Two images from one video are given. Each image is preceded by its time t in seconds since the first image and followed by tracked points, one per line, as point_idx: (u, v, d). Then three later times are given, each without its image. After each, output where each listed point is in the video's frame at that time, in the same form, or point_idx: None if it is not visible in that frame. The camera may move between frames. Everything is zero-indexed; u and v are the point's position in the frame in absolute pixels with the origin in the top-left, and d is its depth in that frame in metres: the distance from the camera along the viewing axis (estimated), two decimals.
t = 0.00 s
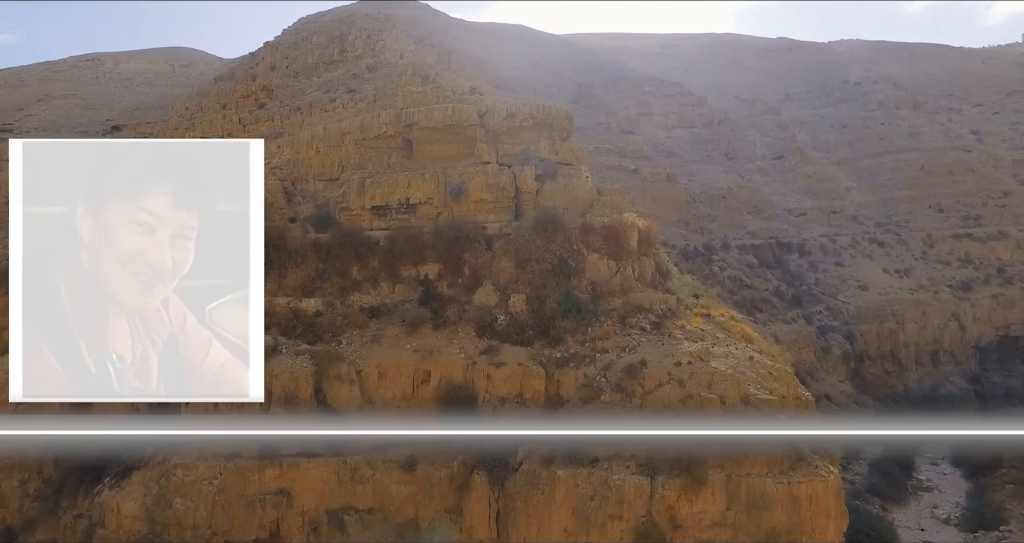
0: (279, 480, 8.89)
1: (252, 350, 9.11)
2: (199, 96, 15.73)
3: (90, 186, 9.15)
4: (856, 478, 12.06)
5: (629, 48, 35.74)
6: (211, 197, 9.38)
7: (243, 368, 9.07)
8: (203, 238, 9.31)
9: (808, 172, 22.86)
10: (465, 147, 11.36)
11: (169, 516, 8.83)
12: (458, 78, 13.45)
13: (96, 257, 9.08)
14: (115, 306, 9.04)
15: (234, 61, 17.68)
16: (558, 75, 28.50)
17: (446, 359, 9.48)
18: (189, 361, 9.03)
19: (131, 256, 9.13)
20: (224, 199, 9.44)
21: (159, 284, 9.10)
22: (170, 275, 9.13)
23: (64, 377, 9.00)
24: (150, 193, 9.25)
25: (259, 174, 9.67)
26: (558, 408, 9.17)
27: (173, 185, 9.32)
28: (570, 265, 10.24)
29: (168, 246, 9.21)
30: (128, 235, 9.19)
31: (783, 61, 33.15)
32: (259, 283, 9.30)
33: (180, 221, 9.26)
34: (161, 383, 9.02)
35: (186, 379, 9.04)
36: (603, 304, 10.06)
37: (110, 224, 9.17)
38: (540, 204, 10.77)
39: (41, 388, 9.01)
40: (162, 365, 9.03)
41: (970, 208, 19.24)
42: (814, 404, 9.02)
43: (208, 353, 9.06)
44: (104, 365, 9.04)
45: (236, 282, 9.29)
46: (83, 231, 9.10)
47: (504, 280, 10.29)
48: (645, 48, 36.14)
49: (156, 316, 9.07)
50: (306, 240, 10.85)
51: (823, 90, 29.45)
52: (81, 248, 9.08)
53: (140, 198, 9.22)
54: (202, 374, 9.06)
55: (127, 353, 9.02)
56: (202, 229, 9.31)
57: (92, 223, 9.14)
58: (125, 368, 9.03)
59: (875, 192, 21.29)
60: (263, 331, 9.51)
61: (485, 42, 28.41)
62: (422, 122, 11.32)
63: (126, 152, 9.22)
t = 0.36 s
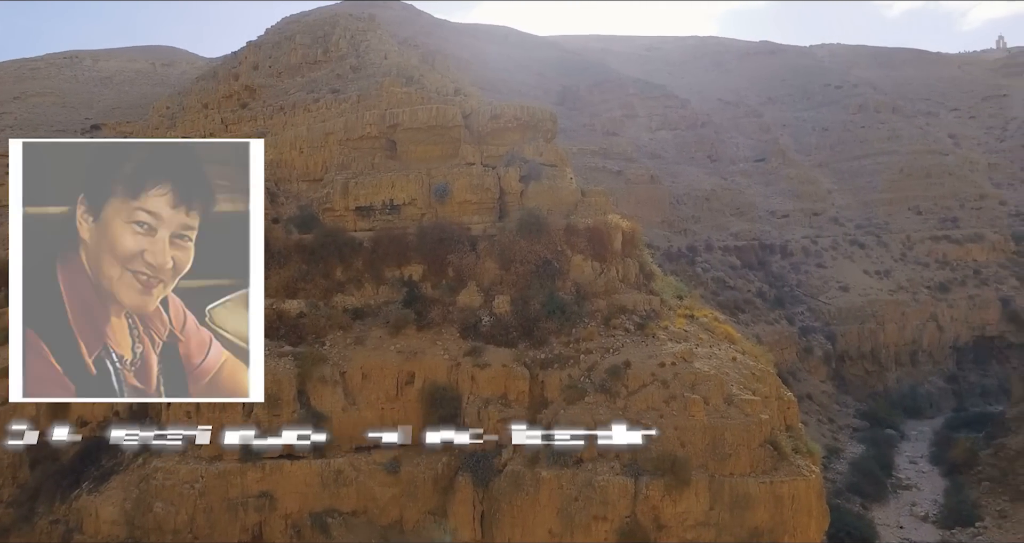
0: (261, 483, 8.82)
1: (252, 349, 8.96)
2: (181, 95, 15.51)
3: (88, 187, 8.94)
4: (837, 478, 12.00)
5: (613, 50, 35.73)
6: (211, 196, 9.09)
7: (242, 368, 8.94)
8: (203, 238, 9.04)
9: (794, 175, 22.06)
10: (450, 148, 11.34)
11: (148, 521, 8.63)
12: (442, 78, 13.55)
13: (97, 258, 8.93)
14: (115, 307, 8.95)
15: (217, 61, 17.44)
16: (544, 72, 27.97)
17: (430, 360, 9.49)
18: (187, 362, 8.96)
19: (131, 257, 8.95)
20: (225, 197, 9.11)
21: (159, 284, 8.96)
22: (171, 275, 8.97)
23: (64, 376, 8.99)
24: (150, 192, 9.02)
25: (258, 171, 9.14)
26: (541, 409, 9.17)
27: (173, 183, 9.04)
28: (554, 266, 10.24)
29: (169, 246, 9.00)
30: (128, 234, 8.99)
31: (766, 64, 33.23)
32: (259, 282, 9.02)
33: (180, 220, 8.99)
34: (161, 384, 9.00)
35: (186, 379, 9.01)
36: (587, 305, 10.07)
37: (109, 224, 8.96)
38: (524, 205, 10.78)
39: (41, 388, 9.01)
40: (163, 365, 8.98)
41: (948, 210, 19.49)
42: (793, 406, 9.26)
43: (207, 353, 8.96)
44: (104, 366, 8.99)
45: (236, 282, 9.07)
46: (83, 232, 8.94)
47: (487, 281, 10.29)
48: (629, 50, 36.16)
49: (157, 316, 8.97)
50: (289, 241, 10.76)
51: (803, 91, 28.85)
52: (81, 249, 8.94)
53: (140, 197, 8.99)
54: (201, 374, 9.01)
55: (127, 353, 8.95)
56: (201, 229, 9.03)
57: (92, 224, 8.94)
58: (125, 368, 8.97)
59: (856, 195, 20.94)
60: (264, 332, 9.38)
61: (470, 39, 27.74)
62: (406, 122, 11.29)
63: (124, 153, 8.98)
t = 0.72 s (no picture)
0: (243, 486, 8.88)
1: (252, 350, 8.90)
2: (161, 93, 15.25)
3: (90, 186, 8.91)
4: (817, 476, 11.06)
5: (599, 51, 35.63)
6: (211, 196, 8.92)
7: (242, 368, 8.96)
8: (204, 238, 8.87)
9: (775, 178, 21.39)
10: (433, 148, 11.32)
11: (128, 526, 8.69)
12: (426, 79, 13.55)
13: (97, 258, 8.80)
14: (115, 307, 8.79)
15: (200, 60, 17.21)
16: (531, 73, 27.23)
17: (413, 361, 9.48)
18: (187, 363, 8.93)
19: (131, 257, 8.76)
20: (225, 196, 8.93)
21: (159, 285, 8.77)
22: (170, 276, 8.77)
23: (65, 376, 8.97)
24: (151, 192, 8.88)
25: (258, 170, 8.97)
26: (525, 410, 9.18)
27: (173, 183, 8.90)
28: (538, 267, 10.25)
29: (169, 246, 8.80)
30: (129, 234, 8.81)
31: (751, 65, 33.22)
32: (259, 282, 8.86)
33: (180, 220, 8.79)
34: (162, 384, 9.00)
35: (186, 379, 8.99)
36: (571, 306, 10.08)
37: (109, 224, 8.82)
38: (508, 206, 10.78)
39: (41, 388, 9.04)
40: (163, 365, 8.96)
41: (926, 213, 19.12)
42: (775, 407, 9.33)
43: (207, 354, 8.94)
44: (104, 366, 8.96)
45: (236, 281, 8.93)
46: (84, 232, 8.85)
47: (471, 283, 10.27)
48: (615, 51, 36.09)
49: (157, 316, 8.85)
50: (271, 241, 10.62)
51: (785, 95, 28.23)
52: (81, 249, 8.85)
53: (141, 196, 8.85)
54: (201, 374, 8.99)
55: (127, 353, 8.91)
56: (202, 228, 8.84)
57: (92, 224, 8.83)
58: (125, 368, 8.95)
59: (837, 197, 20.53)
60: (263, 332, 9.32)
61: (456, 38, 27.52)
62: (391, 123, 11.28)
63: (128, 152, 8.96)
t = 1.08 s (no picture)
0: (220, 490, 8.80)
1: (252, 350, 8.82)
2: (136, 92, 14.99)
3: (90, 186, 8.80)
4: (793, 475, 11.10)
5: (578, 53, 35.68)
6: (211, 196, 8.79)
7: (242, 368, 8.88)
8: (204, 238, 8.75)
9: (753, 180, 21.67)
10: (413, 149, 11.29)
11: (100, 532, 8.56)
12: (406, 79, 13.51)
13: (97, 258, 8.69)
14: (115, 307, 8.69)
15: (175, 58, 16.93)
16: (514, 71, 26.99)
17: (393, 363, 9.44)
18: (187, 363, 8.82)
19: (131, 257, 8.65)
20: (224, 196, 8.79)
21: (160, 285, 8.66)
22: (171, 276, 8.66)
23: (65, 376, 8.86)
24: (151, 192, 8.75)
25: (258, 170, 8.82)
26: (505, 411, 9.17)
27: (173, 183, 8.77)
28: (518, 269, 10.26)
29: (169, 246, 8.69)
30: (129, 234, 8.70)
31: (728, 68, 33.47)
32: (258, 283, 8.76)
33: (180, 220, 8.66)
34: (162, 384, 8.88)
35: (187, 379, 8.87)
36: (551, 308, 10.11)
37: (109, 224, 8.71)
38: (488, 207, 10.78)
39: (41, 388, 8.93)
40: (163, 365, 8.84)
41: (899, 215, 19.39)
42: (753, 407, 9.44)
43: (207, 353, 8.84)
44: (104, 366, 8.85)
45: (235, 282, 8.82)
46: (84, 232, 8.74)
47: (451, 284, 10.25)
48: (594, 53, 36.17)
49: (157, 316, 8.73)
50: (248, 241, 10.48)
51: (763, 97, 28.34)
52: (81, 249, 8.74)
53: (141, 196, 8.72)
54: (201, 374, 8.87)
55: (127, 353, 8.80)
56: (202, 229, 8.72)
57: (92, 224, 8.72)
58: (125, 368, 8.84)
59: (813, 199, 20.76)
60: (263, 332, 9.21)
61: (437, 39, 27.40)
62: (371, 123, 11.24)
63: (128, 152, 8.82)
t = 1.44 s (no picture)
0: (192, 495, 8.69)
1: (252, 350, 8.88)
2: (106, 89, 14.69)
3: (90, 186, 8.83)
4: (766, 474, 11.29)
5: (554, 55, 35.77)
6: (211, 196, 8.86)
7: (242, 367, 8.90)
8: (204, 238, 8.83)
9: (727, 182, 21.90)
10: (389, 150, 11.24)
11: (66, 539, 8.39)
12: (382, 79, 13.45)
13: (97, 258, 8.73)
14: (115, 307, 8.73)
15: (147, 55, 16.63)
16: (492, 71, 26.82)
17: (368, 365, 9.39)
18: (187, 362, 8.84)
19: (131, 257, 8.70)
20: (224, 196, 8.87)
21: (160, 285, 8.72)
22: (171, 276, 8.72)
23: (65, 376, 8.85)
24: (151, 192, 8.81)
25: (258, 171, 8.90)
26: (481, 413, 9.15)
27: (173, 183, 8.83)
28: (494, 270, 10.26)
29: (169, 245, 8.75)
30: (128, 234, 8.75)
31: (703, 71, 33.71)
32: (258, 282, 8.86)
33: (180, 220, 8.73)
34: (162, 384, 8.88)
35: (187, 379, 8.88)
36: (527, 309, 10.11)
37: (109, 224, 8.75)
38: (465, 209, 10.76)
39: (41, 389, 8.90)
40: (163, 365, 8.85)
41: (870, 218, 19.69)
42: (727, 407, 9.54)
43: (207, 353, 8.87)
44: (104, 366, 8.85)
45: (235, 281, 8.90)
46: (84, 232, 8.78)
47: (428, 285, 10.22)
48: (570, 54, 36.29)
49: (157, 316, 8.78)
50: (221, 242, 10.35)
51: (738, 101, 28.57)
52: (81, 249, 8.78)
53: (141, 196, 8.78)
54: (201, 375, 8.89)
55: (127, 353, 8.81)
56: (202, 229, 8.80)
57: (92, 224, 8.76)
58: (125, 368, 8.84)
59: (787, 201, 20.98)
60: (263, 334, 9.26)
61: (414, 40, 27.25)
62: (347, 123, 11.20)
63: (127, 152, 8.87)
